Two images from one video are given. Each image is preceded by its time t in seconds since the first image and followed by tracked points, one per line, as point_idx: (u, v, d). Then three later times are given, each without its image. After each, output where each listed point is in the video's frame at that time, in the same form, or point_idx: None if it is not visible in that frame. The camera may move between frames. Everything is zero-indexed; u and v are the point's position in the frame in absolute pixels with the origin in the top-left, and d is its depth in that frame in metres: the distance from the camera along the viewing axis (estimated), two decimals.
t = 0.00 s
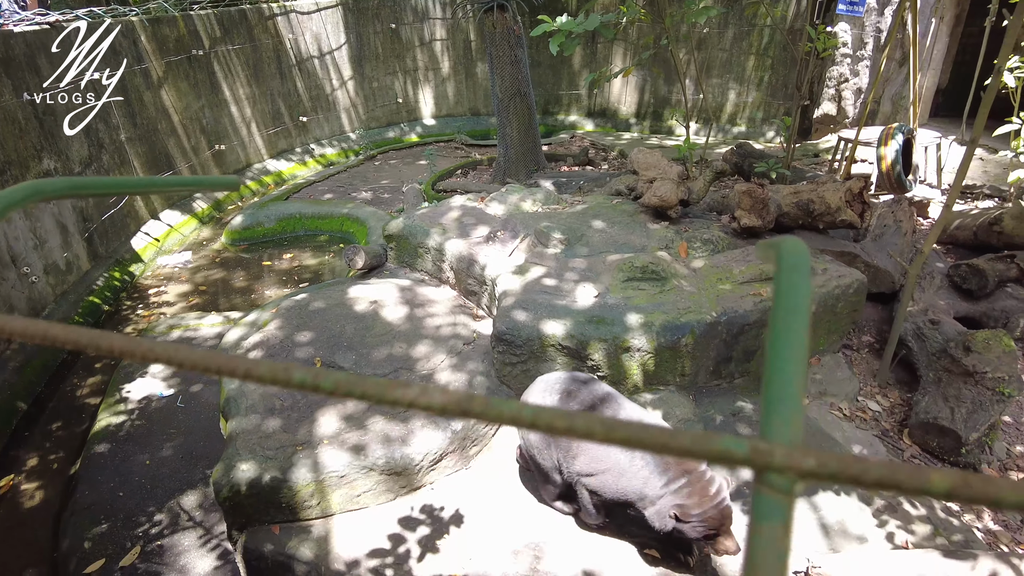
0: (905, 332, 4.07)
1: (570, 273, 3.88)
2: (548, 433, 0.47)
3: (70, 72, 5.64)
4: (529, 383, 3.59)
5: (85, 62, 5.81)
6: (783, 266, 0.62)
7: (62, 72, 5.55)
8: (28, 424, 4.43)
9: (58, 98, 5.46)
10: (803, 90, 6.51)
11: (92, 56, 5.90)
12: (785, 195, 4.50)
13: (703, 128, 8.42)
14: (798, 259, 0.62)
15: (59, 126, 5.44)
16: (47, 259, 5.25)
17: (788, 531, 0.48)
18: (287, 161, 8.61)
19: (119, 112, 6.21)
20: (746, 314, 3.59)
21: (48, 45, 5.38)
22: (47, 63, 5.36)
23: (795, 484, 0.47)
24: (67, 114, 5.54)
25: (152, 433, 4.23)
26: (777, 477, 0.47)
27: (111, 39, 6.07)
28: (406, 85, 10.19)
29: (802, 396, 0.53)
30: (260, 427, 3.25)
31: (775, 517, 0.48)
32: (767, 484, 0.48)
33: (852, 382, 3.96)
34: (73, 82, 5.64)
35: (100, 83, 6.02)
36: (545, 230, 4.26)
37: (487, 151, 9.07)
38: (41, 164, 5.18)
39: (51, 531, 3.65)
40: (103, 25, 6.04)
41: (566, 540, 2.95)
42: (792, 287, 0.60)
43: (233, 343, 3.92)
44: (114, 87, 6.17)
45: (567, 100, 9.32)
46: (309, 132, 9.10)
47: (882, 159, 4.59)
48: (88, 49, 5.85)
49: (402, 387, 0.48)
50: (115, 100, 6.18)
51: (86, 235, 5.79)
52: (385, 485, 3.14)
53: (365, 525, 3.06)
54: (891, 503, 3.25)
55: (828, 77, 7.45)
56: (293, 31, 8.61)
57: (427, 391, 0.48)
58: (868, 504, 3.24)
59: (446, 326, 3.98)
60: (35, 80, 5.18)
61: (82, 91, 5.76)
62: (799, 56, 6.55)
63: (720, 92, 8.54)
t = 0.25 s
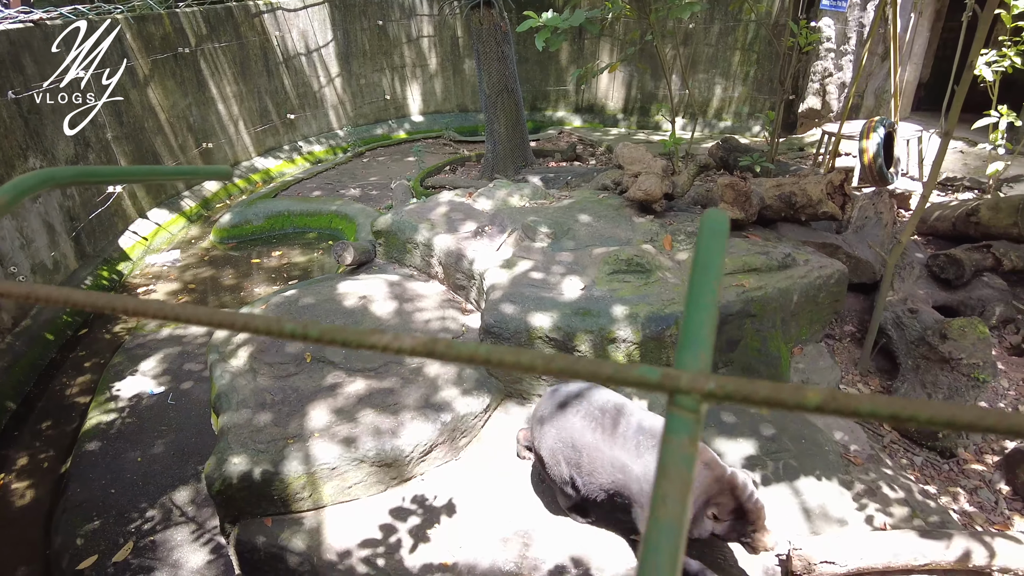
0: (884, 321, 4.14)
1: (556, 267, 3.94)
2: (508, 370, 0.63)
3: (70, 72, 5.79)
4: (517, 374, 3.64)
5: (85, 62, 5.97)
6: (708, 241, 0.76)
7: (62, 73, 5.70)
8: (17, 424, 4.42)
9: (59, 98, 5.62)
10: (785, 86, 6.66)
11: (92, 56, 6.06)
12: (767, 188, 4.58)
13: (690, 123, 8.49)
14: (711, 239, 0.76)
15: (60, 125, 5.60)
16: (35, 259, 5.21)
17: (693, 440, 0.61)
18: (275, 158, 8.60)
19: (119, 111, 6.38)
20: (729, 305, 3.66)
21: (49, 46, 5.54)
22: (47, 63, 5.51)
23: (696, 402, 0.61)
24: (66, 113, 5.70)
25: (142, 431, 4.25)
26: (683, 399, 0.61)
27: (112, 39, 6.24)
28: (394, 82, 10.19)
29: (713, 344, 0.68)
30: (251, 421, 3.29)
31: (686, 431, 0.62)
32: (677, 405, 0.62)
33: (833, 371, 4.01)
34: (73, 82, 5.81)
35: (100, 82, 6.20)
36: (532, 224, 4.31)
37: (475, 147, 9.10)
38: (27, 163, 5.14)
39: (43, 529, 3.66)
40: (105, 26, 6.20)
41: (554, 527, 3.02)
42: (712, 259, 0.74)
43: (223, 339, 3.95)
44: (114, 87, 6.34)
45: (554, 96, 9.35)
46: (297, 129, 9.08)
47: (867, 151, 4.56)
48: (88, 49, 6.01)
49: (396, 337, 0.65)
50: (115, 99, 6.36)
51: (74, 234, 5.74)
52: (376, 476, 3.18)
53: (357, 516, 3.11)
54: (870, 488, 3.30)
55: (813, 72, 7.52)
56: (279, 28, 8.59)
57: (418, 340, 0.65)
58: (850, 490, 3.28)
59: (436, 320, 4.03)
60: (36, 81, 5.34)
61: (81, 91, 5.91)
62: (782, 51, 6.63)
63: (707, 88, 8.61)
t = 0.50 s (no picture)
0: (861, 312, 4.21)
1: (539, 262, 3.98)
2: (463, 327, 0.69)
3: (70, 72, 6.00)
4: (501, 369, 3.67)
5: (85, 62, 6.17)
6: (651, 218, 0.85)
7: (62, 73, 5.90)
8: None
9: (58, 99, 5.82)
10: (763, 82, 6.70)
11: (92, 56, 6.26)
12: (746, 182, 4.64)
13: (672, 120, 8.57)
14: (656, 213, 0.85)
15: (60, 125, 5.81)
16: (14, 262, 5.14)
17: (630, 386, 0.67)
18: (257, 158, 8.55)
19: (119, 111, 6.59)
20: (708, 298, 3.72)
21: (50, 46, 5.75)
22: (47, 63, 5.72)
23: (633, 350, 0.67)
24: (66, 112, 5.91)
25: (126, 433, 4.23)
26: (623, 349, 0.67)
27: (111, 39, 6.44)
28: (376, 80, 10.17)
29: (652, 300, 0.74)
30: (237, 420, 3.29)
31: (624, 377, 0.67)
32: (618, 355, 0.67)
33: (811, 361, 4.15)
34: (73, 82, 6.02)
35: (100, 82, 6.41)
36: (515, 221, 4.35)
37: (459, 146, 9.12)
38: (4, 164, 5.05)
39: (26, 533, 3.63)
40: (105, 26, 6.41)
41: (538, 517, 3.06)
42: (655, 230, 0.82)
43: (207, 339, 3.95)
44: (114, 87, 6.56)
45: (537, 94, 9.38)
46: (279, 129, 9.03)
47: (844, 146, 4.60)
48: (88, 49, 6.21)
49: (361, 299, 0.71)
50: (116, 99, 6.57)
51: (53, 236, 5.65)
52: (362, 472, 3.20)
53: (344, 512, 3.13)
54: (848, 474, 3.38)
55: (792, 68, 7.60)
56: (260, 28, 8.54)
57: (378, 301, 0.70)
58: (828, 476, 3.36)
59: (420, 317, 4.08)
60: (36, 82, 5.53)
61: (81, 91, 6.13)
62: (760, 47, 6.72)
63: (688, 84, 8.69)
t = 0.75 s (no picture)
0: (833, 302, 4.32)
1: (517, 259, 4.00)
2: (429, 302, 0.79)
3: (71, 72, 6.27)
4: (480, 365, 3.68)
5: (85, 62, 6.44)
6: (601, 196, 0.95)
7: (64, 74, 6.18)
8: None
9: (59, 98, 6.09)
10: (734, 78, 6.69)
11: (92, 56, 6.52)
12: (719, 178, 4.71)
13: (647, 117, 8.66)
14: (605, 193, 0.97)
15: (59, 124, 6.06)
16: None
17: (576, 348, 0.76)
18: (232, 159, 8.45)
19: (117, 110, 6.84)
20: (683, 292, 3.78)
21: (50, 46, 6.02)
22: (48, 64, 6.00)
23: (578, 317, 0.77)
24: (68, 112, 6.17)
25: (102, 437, 4.17)
26: (570, 314, 0.77)
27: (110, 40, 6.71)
28: (352, 80, 10.12)
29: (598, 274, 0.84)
30: (214, 421, 3.27)
31: (571, 340, 0.77)
32: (566, 321, 0.77)
33: (784, 352, 4.19)
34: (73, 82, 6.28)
35: (100, 82, 6.68)
36: (493, 218, 4.37)
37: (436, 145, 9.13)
38: None
39: None
40: (104, 26, 6.66)
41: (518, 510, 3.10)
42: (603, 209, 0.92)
43: (183, 340, 3.92)
44: (114, 86, 6.83)
45: (514, 92, 9.41)
46: (253, 129, 8.93)
47: (816, 141, 4.68)
48: (88, 49, 6.47)
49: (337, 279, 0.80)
50: (114, 99, 6.83)
51: (22, 240, 5.51)
52: (342, 471, 3.20)
53: (324, 511, 3.12)
54: (821, 461, 3.44)
55: (765, 65, 7.71)
56: (233, 27, 8.43)
57: (353, 278, 0.80)
58: (803, 464, 3.42)
59: (398, 315, 4.09)
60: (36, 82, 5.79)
61: (82, 91, 6.40)
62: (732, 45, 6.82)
63: (663, 82, 8.78)
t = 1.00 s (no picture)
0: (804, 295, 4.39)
1: (493, 255, 4.02)
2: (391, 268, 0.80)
3: (70, 72, 6.55)
4: (457, 362, 3.69)
5: (84, 62, 6.72)
6: (560, 173, 1.00)
7: (63, 74, 6.46)
8: None
9: (58, 98, 6.38)
10: (706, 76, 6.69)
11: (91, 56, 6.80)
12: (691, 174, 4.79)
13: (620, 115, 8.74)
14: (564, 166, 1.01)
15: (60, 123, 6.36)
16: None
17: (537, 311, 0.81)
18: (203, 160, 8.32)
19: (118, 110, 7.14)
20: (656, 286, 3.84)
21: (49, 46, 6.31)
22: (48, 64, 6.29)
23: (539, 282, 0.80)
24: (67, 111, 6.46)
25: (72, 443, 4.09)
26: (531, 279, 0.80)
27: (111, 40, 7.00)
28: (324, 79, 10.04)
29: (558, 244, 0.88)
30: (189, 422, 3.24)
31: (531, 305, 0.81)
32: (527, 286, 0.81)
33: (756, 344, 4.26)
34: (74, 81, 6.58)
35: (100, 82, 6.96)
36: (468, 215, 4.39)
37: (410, 144, 9.12)
38: None
39: None
40: (104, 26, 6.92)
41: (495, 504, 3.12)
42: (561, 184, 0.97)
43: (155, 342, 3.87)
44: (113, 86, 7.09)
45: (488, 91, 9.43)
46: (225, 129, 8.81)
47: (785, 137, 4.78)
48: (87, 50, 6.75)
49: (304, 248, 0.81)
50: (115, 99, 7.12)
51: None
52: (320, 470, 3.19)
53: (302, 511, 3.11)
54: (794, 449, 3.53)
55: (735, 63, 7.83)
56: (202, 26, 8.30)
57: (321, 249, 0.82)
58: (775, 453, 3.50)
59: (374, 314, 4.08)
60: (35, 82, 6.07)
61: (81, 91, 6.67)
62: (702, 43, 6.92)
63: (635, 81, 8.87)
